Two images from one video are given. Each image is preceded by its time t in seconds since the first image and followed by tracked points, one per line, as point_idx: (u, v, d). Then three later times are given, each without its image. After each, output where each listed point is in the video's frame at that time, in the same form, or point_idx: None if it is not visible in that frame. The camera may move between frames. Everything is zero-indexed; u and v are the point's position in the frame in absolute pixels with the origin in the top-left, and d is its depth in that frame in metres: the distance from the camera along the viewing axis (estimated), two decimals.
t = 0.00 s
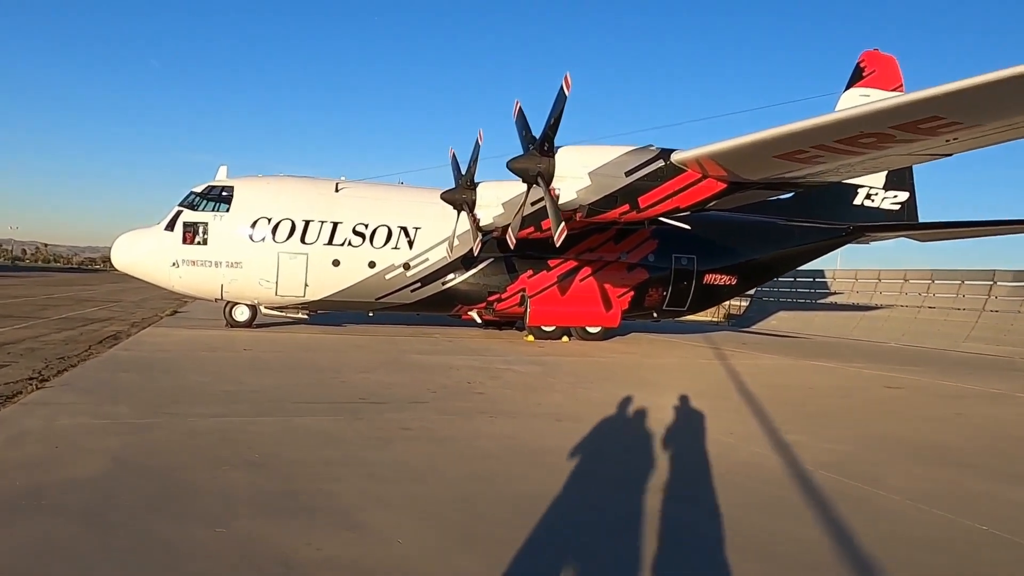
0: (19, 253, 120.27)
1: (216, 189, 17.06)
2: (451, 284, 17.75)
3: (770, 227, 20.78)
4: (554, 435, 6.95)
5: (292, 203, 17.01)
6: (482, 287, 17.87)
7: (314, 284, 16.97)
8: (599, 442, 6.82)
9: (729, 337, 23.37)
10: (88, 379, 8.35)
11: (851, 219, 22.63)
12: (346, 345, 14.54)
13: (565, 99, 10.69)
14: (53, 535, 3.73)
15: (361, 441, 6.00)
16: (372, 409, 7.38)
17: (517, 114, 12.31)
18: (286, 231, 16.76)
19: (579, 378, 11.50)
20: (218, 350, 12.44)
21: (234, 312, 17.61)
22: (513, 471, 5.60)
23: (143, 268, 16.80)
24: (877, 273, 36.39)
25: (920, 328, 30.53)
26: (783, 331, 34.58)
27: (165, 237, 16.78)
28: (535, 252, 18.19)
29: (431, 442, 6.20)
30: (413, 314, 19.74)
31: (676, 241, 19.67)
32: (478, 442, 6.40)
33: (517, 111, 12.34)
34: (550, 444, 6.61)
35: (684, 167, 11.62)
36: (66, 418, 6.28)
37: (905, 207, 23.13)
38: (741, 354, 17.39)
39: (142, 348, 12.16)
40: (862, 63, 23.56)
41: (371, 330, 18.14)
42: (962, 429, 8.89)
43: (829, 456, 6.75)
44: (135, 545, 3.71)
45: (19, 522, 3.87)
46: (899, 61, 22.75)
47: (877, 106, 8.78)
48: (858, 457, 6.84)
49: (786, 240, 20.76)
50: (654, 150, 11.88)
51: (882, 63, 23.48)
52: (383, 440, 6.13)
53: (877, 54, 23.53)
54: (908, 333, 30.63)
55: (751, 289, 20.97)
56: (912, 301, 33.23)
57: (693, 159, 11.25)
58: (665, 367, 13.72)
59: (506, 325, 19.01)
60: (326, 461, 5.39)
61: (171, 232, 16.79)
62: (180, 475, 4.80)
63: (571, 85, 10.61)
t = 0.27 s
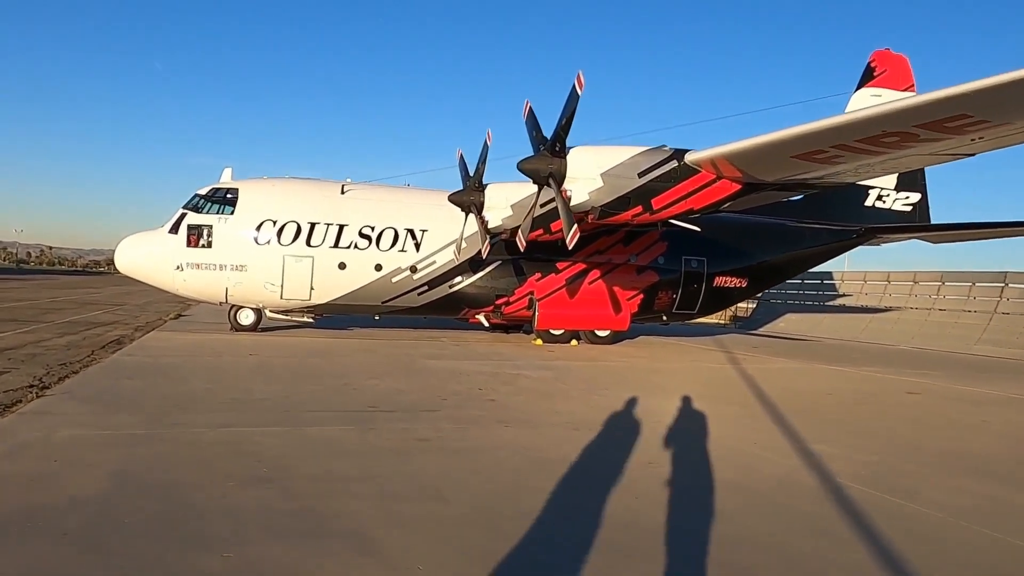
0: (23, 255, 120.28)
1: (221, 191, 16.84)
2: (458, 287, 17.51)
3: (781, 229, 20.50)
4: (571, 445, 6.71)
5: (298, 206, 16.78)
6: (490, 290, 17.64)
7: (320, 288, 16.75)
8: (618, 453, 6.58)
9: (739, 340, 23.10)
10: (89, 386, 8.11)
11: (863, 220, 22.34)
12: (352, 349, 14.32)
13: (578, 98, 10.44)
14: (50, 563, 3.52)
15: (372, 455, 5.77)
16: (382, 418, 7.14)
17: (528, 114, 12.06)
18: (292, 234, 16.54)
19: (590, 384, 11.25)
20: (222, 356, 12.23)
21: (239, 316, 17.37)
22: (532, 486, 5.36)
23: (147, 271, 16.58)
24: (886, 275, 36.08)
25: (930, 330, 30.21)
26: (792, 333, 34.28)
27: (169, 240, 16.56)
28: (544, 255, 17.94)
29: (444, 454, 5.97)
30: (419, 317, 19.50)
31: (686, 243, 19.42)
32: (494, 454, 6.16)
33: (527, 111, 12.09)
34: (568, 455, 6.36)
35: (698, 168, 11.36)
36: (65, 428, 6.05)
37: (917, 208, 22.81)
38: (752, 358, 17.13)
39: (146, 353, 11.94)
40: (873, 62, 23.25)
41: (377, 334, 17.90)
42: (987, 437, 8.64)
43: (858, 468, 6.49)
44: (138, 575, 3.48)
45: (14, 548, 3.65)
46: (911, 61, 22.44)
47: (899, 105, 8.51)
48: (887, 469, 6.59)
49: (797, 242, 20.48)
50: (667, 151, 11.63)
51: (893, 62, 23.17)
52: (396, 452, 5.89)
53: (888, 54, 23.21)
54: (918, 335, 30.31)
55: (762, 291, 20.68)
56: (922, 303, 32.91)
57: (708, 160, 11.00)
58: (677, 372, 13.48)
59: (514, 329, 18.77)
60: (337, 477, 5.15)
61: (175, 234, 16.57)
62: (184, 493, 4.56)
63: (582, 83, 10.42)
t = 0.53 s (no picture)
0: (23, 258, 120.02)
1: (222, 191, 16.60)
2: (463, 288, 17.26)
3: (789, 229, 20.23)
4: (586, 452, 6.46)
5: (300, 206, 16.53)
6: (495, 291, 17.39)
7: (322, 289, 16.49)
8: (635, 460, 6.32)
9: (746, 342, 22.83)
10: (86, 390, 7.85)
11: (872, 220, 22.05)
12: (355, 351, 14.06)
13: (587, 93, 10.19)
14: None
15: (381, 462, 5.51)
16: (390, 424, 6.88)
17: (535, 111, 11.82)
18: (294, 234, 16.29)
19: (600, 387, 11.00)
20: (223, 358, 11.98)
21: (240, 318, 17.10)
22: (549, 496, 5.10)
23: (147, 272, 16.33)
24: (893, 275, 35.81)
25: (937, 332, 29.92)
26: (797, 334, 33.99)
27: (169, 241, 16.31)
28: (549, 255, 17.70)
29: (455, 462, 5.71)
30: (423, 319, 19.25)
31: (693, 243, 19.17)
32: (507, 461, 5.90)
33: (535, 108, 11.85)
34: (584, 462, 6.10)
35: (710, 165, 11.11)
36: (59, 435, 5.79)
37: (926, 207, 22.53)
38: (762, 360, 16.86)
39: (145, 356, 11.68)
40: (881, 60, 22.97)
41: (380, 336, 17.64)
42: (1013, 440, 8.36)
43: (886, 475, 6.22)
44: None
45: None
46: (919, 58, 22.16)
47: (921, 97, 8.24)
48: (916, 476, 6.32)
49: (805, 242, 20.21)
50: (678, 148, 11.37)
51: (901, 60, 22.90)
52: (405, 460, 5.63)
53: (896, 51, 22.93)
54: (926, 336, 30.03)
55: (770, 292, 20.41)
56: (929, 304, 32.63)
57: (719, 157, 10.76)
58: (688, 374, 13.21)
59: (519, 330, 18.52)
60: (345, 486, 4.89)
61: (176, 235, 16.33)
62: (183, 505, 4.31)
63: (592, 78, 10.18)
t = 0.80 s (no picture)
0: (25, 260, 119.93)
1: (223, 192, 16.34)
2: (468, 291, 16.98)
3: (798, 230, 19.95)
4: (604, 462, 6.17)
5: (302, 207, 16.27)
6: (501, 294, 17.13)
7: (326, 292, 16.24)
8: (654, 469, 6.06)
9: (755, 344, 22.55)
10: (82, 398, 7.58)
11: (881, 221, 21.75)
12: (359, 355, 13.80)
13: (598, 90, 9.93)
14: None
15: (390, 479, 5.22)
16: (397, 435, 6.60)
17: (544, 109, 11.55)
18: (296, 236, 16.03)
19: (610, 391, 10.73)
20: (225, 363, 11.72)
21: (242, 321, 16.84)
22: (570, 514, 4.81)
23: (147, 275, 16.08)
24: (900, 276, 35.54)
25: (946, 332, 29.62)
26: (803, 336, 33.68)
27: (170, 243, 16.05)
28: (555, 257, 17.43)
29: (468, 478, 5.43)
30: (428, 322, 18.98)
31: (701, 244, 18.91)
32: (523, 476, 5.62)
33: (543, 106, 11.59)
34: (602, 474, 5.82)
35: (722, 164, 10.86)
36: (51, 447, 5.50)
37: (936, 207, 22.22)
38: (772, 362, 16.58)
39: (144, 360, 11.41)
40: (890, 58, 22.72)
41: (384, 339, 17.37)
42: None
43: (917, 484, 5.94)
44: None
45: None
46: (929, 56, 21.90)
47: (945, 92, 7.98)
48: (947, 485, 6.06)
49: (814, 242, 19.93)
50: (690, 147, 11.11)
51: (910, 58, 22.64)
52: (415, 476, 5.35)
53: (905, 49, 22.67)
54: (934, 337, 29.74)
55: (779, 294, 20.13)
56: (937, 305, 32.35)
57: (732, 156, 10.49)
58: (699, 377, 12.94)
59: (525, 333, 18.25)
60: (353, 505, 4.61)
61: (176, 237, 16.07)
62: (182, 526, 4.06)
63: (603, 75, 9.91)
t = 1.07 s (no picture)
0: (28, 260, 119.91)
1: (228, 191, 16.15)
2: (476, 290, 16.77)
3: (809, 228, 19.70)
4: (626, 467, 5.97)
5: (308, 206, 16.07)
6: (509, 293, 16.91)
7: (332, 291, 16.03)
8: (678, 473, 5.84)
9: (764, 344, 22.30)
10: (86, 401, 7.37)
11: (892, 219, 21.47)
12: (367, 356, 13.59)
13: (613, 83, 9.71)
14: None
15: (407, 487, 5.02)
16: (411, 439, 6.40)
17: (556, 104, 11.34)
18: (302, 235, 15.83)
19: (624, 393, 10.52)
20: (231, 363, 11.51)
21: (248, 321, 16.65)
22: (595, 523, 4.60)
23: (151, 275, 15.88)
24: (908, 275, 35.30)
25: (956, 332, 29.36)
26: (810, 335, 33.43)
27: (174, 242, 15.85)
28: (564, 256, 17.21)
29: (488, 486, 5.23)
30: (435, 322, 18.77)
31: (711, 243, 18.68)
32: (544, 484, 5.41)
33: (555, 102, 11.37)
34: (625, 481, 5.61)
35: (738, 160, 10.63)
36: (54, 453, 5.29)
37: (948, 205, 21.93)
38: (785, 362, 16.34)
39: (149, 361, 11.21)
40: (900, 55, 22.47)
41: (391, 339, 17.16)
42: None
43: (952, 489, 5.72)
44: None
45: None
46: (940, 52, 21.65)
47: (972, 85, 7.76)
48: (983, 488, 5.84)
49: (825, 240, 19.69)
50: (705, 142, 10.86)
51: (921, 55, 22.40)
52: (433, 483, 5.15)
53: (916, 46, 22.43)
54: (944, 336, 29.48)
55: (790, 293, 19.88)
56: (946, 304, 32.09)
57: (748, 153, 10.27)
58: (713, 378, 12.71)
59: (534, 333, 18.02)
60: (371, 515, 4.41)
61: (181, 236, 15.87)
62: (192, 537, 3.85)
63: (618, 69, 9.74)
